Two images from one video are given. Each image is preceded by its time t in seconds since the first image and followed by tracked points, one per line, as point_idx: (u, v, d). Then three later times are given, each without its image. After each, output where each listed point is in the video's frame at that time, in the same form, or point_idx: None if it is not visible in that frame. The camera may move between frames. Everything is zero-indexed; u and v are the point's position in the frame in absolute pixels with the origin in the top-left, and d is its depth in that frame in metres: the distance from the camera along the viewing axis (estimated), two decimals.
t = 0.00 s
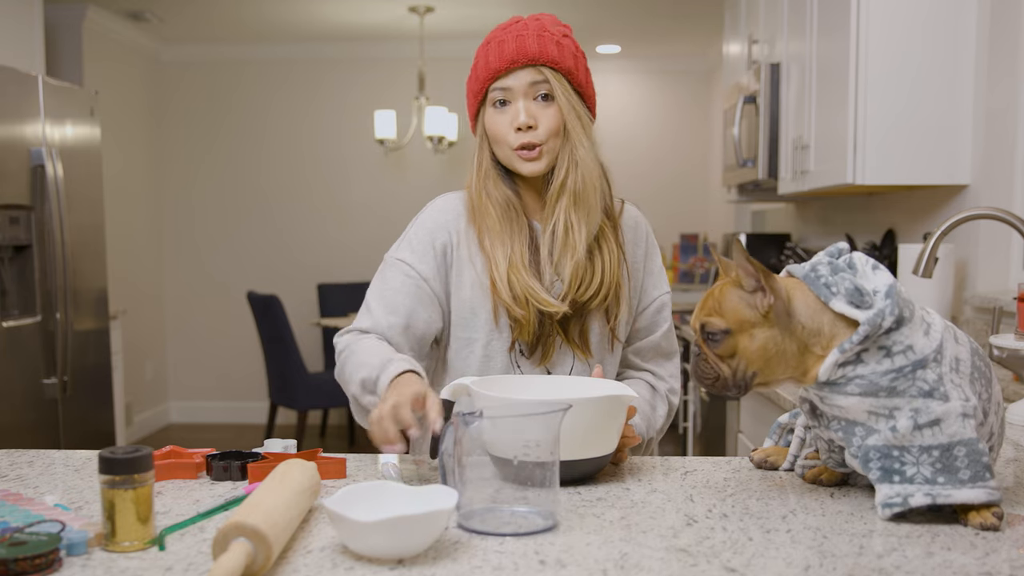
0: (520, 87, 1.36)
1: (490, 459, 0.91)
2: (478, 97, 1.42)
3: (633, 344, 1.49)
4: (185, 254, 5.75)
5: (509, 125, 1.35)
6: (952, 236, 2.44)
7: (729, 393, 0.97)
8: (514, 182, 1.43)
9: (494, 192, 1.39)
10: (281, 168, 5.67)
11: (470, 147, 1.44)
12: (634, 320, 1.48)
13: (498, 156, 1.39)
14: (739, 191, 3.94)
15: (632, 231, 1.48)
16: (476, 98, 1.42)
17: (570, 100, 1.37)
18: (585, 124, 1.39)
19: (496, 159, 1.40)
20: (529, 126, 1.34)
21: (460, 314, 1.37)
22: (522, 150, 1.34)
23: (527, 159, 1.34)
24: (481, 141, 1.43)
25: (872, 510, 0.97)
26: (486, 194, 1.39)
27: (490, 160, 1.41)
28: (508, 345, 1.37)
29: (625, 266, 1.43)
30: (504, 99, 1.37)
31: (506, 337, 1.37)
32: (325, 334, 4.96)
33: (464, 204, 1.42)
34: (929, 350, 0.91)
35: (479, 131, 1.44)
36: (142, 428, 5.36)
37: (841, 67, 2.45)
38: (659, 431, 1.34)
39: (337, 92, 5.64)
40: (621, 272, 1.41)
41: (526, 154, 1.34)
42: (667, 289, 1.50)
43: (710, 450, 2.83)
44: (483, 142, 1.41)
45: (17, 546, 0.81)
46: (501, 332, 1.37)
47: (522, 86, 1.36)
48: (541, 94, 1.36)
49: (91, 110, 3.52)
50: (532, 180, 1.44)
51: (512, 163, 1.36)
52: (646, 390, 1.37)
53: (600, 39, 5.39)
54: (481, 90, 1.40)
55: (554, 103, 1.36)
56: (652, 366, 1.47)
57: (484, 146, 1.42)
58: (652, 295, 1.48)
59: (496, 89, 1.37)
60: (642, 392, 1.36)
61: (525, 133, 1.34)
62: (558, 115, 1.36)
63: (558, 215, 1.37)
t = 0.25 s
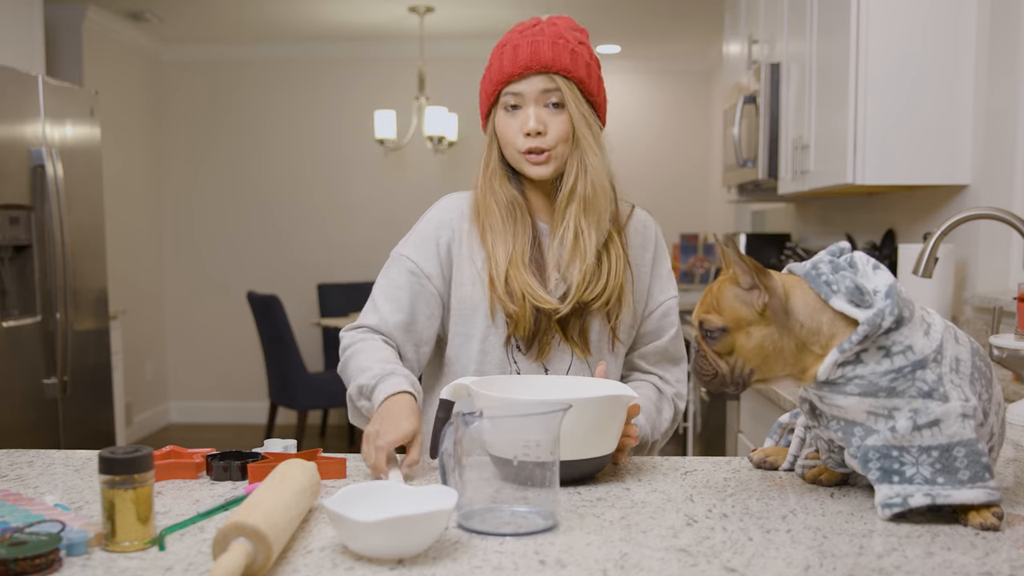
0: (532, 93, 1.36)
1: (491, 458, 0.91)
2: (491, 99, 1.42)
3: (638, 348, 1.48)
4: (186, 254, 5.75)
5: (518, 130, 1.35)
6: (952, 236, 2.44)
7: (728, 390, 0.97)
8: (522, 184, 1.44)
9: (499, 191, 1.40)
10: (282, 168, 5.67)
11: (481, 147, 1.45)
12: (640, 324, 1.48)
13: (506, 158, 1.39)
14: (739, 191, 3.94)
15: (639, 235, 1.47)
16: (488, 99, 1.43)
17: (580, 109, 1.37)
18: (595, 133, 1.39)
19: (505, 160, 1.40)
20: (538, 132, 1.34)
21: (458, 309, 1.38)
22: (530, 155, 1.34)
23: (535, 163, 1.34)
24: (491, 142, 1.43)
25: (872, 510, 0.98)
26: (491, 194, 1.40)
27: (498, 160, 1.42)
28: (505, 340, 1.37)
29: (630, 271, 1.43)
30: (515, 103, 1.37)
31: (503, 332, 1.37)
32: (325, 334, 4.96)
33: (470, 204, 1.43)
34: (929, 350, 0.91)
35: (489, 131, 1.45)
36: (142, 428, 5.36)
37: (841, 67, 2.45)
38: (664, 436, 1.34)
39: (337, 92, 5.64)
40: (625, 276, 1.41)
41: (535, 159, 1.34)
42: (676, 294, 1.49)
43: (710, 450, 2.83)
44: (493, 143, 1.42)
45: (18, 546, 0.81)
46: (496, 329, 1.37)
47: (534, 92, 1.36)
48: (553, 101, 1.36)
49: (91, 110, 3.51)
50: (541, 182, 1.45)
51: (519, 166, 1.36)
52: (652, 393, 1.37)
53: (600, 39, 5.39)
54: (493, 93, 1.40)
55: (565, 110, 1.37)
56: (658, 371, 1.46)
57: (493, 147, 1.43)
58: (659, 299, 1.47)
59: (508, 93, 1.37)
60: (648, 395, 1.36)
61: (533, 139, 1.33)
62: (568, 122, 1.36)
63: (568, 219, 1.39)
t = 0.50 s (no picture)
0: (556, 110, 1.36)
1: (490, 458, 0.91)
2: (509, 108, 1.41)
3: (646, 348, 1.48)
4: (186, 254, 5.76)
5: (540, 143, 1.35)
6: (952, 236, 2.44)
7: (726, 385, 0.98)
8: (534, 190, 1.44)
9: (512, 197, 1.41)
10: (282, 168, 5.67)
11: (494, 150, 1.46)
12: (647, 324, 1.49)
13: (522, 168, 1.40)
14: (739, 191, 3.94)
15: (646, 237, 1.49)
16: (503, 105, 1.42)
17: (603, 127, 1.38)
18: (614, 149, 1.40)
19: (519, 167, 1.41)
20: (561, 149, 1.33)
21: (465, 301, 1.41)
22: (549, 171, 1.35)
23: (553, 180, 1.35)
24: (507, 149, 1.43)
25: (872, 510, 0.97)
26: (503, 200, 1.41)
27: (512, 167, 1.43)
28: (513, 336, 1.39)
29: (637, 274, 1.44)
30: (538, 119, 1.36)
31: (508, 330, 1.40)
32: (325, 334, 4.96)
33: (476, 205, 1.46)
34: (930, 350, 0.91)
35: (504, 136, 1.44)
36: (142, 428, 5.36)
37: (841, 67, 2.45)
38: (671, 439, 1.33)
39: (337, 92, 5.64)
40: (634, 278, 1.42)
41: (553, 174, 1.35)
42: (681, 292, 1.50)
43: (710, 450, 2.83)
44: (508, 148, 1.43)
45: (18, 546, 0.81)
46: (501, 328, 1.40)
47: (557, 109, 1.36)
48: (576, 120, 1.37)
49: (90, 110, 3.51)
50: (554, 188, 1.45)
51: (538, 181, 1.36)
52: (659, 395, 1.36)
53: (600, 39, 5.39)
54: (515, 103, 1.38)
55: (587, 129, 1.37)
56: (666, 370, 1.44)
57: (509, 153, 1.43)
58: (665, 298, 1.48)
59: (530, 108, 1.36)
60: (655, 397, 1.35)
61: (554, 155, 1.33)
62: (590, 139, 1.37)
63: (585, 237, 1.39)
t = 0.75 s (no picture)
0: (560, 109, 1.35)
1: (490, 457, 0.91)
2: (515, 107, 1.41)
3: (648, 352, 1.48)
4: (186, 254, 5.76)
5: (543, 142, 1.35)
6: (952, 236, 2.44)
7: (719, 373, 1.00)
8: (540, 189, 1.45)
9: (519, 196, 1.41)
10: (282, 168, 5.67)
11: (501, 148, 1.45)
12: (651, 327, 1.49)
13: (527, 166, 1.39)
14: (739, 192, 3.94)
15: (651, 239, 1.49)
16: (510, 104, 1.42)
17: (607, 129, 1.38)
18: (617, 151, 1.40)
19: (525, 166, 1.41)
20: (562, 148, 1.34)
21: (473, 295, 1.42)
22: (550, 168, 1.35)
23: (553, 177, 1.35)
24: (513, 148, 1.43)
25: (872, 510, 0.97)
26: (511, 197, 1.41)
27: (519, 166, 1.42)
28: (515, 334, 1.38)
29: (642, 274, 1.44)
30: (542, 117, 1.36)
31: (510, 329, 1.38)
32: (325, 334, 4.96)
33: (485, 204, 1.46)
34: (928, 350, 0.91)
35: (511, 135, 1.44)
36: (142, 428, 5.36)
37: (841, 67, 2.45)
38: (672, 441, 1.33)
39: (337, 91, 5.64)
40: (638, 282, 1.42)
41: (553, 173, 1.35)
42: (688, 296, 1.49)
43: (710, 450, 2.83)
44: (514, 147, 1.43)
45: (17, 546, 0.81)
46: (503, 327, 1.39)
47: (561, 108, 1.35)
48: (579, 120, 1.37)
49: (90, 110, 3.51)
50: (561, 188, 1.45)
51: (539, 179, 1.36)
52: (661, 397, 1.36)
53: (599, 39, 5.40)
54: (520, 101, 1.38)
55: (590, 130, 1.37)
56: (668, 373, 1.45)
57: (515, 152, 1.43)
58: (670, 302, 1.48)
59: (535, 105, 1.36)
60: (656, 399, 1.35)
61: (556, 154, 1.34)
62: (593, 140, 1.37)
63: (588, 237, 1.39)
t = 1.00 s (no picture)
0: (568, 109, 1.35)
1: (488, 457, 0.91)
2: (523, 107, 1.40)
3: (650, 351, 1.49)
4: (186, 254, 5.76)
5: (550, 142, 1.35)
6: (952, 236, 2.44)
7: (722, 379, 1.00)
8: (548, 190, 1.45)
9: (528, 196, 1.41)
10: (282, 168, 5.67)
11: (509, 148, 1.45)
12: (652, 328, 1.49)
13: (535, 166, 1.39)
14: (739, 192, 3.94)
15: (654, 242, 1.48)
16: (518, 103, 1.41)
17: (614, 129, 1.37)
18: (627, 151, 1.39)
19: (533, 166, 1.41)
20: (571, 148, 1.33)
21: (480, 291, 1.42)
22: (558, 168, 1.35)
23: (561, 177, 1.35)
24: (521, 148, 1.43)
25: (871, 510, 0.97)
26: (520, 197, 1.41)
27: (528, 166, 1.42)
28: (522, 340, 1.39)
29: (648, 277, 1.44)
30: (550, 117, 1.36)
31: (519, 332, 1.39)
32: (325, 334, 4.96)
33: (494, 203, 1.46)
34: (923, 350, 0.91)
35: (519, 135, 1.44)
36: (142, 428, 5.36)
37: (841, 67, 2.46)
38: (671, 441, 1.33)
39: (337, 91, 5.65)
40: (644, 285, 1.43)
41: (562, 173, 1.35)
42: (689, 299, 1.50)
43: (709, 449, 2.83)
44: (522, 147, 1.42)
45: (17, 546, 0.81)
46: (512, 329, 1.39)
47: (569, 108, 1.35)
48: (587, 120, 1.36)
49: (90, 110, 3.51)
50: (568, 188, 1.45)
51: (546, 178, 1.36)
52: (660, 398, 1.36)
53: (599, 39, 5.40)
54: (528, 101, 1.38)
55: (598, 130, 1.37)
56: (667, 374, 1.46)
57: (523, 152, 1.42)
58: (672, 304, 1.48)
59: (543, 106, 1.36)
60: (655, 399, 1.36)
61: (564, 154, 1.33)
62: (601, 140, 1.36)
63: (596, 238, 1.39)
